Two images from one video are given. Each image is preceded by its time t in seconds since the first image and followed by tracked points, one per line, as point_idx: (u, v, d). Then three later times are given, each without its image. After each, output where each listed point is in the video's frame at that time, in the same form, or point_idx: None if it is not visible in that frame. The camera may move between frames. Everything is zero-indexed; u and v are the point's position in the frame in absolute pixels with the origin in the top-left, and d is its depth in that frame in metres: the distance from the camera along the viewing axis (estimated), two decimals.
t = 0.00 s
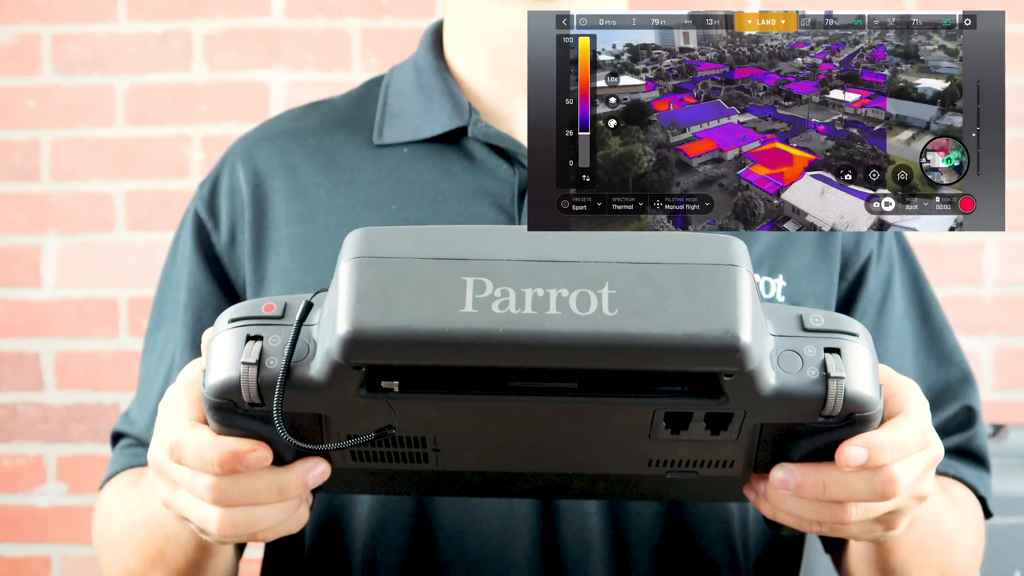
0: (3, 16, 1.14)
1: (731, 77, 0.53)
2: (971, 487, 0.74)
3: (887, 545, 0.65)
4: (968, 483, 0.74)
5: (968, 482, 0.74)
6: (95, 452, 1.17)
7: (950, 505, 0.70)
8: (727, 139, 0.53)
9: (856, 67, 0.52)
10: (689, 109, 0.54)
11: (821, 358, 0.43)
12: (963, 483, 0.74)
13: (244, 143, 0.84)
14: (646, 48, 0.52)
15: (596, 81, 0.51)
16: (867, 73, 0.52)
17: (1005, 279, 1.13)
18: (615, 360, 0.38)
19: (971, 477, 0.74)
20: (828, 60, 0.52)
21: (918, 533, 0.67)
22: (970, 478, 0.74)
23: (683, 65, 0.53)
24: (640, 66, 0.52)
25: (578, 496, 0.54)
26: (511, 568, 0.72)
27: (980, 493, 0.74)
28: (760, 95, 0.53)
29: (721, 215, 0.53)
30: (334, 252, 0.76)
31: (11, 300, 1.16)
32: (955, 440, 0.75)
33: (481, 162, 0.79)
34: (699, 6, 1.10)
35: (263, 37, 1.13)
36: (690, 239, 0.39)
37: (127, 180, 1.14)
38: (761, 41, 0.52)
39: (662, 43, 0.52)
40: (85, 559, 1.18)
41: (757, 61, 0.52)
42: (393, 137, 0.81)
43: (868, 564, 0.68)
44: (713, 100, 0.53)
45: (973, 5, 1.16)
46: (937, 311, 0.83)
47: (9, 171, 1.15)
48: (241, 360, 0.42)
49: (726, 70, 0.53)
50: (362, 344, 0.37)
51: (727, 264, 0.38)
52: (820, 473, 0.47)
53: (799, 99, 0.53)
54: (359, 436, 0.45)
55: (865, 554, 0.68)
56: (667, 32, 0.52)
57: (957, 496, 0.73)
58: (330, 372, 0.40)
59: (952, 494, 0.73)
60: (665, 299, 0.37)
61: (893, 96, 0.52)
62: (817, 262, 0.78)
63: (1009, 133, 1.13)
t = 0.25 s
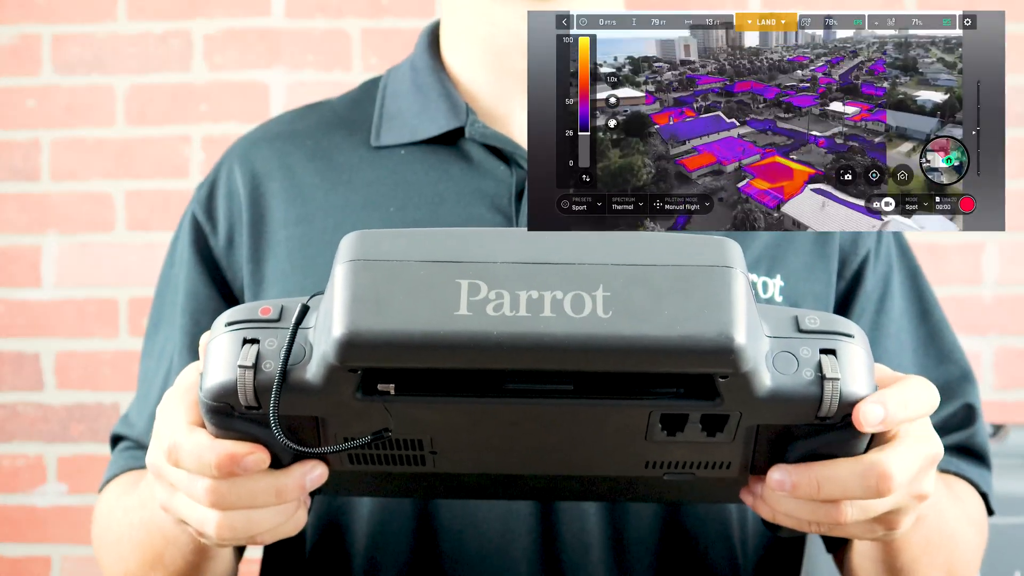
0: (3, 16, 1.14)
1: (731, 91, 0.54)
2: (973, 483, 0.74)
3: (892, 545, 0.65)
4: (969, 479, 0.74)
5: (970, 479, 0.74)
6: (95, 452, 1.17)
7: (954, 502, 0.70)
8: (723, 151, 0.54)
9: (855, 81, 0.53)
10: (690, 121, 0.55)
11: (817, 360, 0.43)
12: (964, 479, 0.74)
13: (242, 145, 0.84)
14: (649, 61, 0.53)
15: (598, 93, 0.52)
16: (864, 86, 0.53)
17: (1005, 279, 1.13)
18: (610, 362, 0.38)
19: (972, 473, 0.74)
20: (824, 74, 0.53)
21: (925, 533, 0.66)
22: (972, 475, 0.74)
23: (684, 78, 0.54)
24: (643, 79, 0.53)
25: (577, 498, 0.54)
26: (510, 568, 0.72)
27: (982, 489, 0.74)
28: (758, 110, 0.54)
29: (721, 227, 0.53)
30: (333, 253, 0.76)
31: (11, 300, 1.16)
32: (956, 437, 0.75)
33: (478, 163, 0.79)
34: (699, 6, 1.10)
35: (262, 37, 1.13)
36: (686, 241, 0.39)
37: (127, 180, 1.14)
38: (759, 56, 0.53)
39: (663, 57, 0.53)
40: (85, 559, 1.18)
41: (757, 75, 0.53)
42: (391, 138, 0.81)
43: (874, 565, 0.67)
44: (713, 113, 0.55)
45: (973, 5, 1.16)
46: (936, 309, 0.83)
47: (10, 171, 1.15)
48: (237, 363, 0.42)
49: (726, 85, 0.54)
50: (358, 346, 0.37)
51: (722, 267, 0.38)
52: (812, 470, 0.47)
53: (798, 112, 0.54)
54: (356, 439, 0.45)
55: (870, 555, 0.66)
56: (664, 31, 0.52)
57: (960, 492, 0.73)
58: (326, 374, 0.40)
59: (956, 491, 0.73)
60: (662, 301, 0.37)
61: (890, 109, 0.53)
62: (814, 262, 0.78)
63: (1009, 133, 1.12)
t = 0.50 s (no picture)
0: (2, 15, 1.14)
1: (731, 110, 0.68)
2: (980, 483, 0.74)
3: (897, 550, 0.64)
4: (975, 477, 0.74)
5: (977, 478, 0.74)
6: (95, 452, 1.17)
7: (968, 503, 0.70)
8: (723, 172, 0.69)
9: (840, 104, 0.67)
10: (690, 139, 0.69)
11: (822, 370, 0.43)
12: (971, 479, 0.75)
13: (241, 147, 0.84)
14: (647, 80, 0.67)
15: (597, 110, 0.67)
16: (862, 108, 0.67)
17: (1005, 279, 1.13)
18: (618, 372, 0.38)
19: (977, 471, 0.75)
20: (824, 97, 0.67)
21: (944, 537, 0.66)
22: (978, 474, 0.74)
23: (684, 97, 0.68)
24: (641, 97, 0.67)
25: (581, 504, 0.54)
26: (511, 569, 0.72)
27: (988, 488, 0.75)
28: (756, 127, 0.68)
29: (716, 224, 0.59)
30: (336, 257, 0.76)
31: (11, 300, 1.15)
32: (961, 436, 0.76)
33: (478, 164, 0.79)
34: (699, 7, 1.10)
35: (262, 37, 1.13)
36: (694, 251, 0.39)
37: (127, 180, 1.14)
38: (761, 78, 0.67)
39: (665, 74, 0.67)
40: (85, 559, 1.18)
41: (757, 95, 0.67)
42: (390, 139, 0.81)
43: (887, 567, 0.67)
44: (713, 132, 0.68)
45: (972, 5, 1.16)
46: (938, 307, 0.83)
47: (9, 171, 1.15)
48: (246, 371, 0.42)
49: (726, 104, 0.68)
50: (369, 357, 0.37)
51: (731, 277, 0.38)
52: (814, 479, 0.47)
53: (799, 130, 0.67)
54: (364, 446, 0.45)
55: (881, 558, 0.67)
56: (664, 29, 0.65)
57: (971, 492, 0.73)
58: (336, 384, 0.40)
59: (968, 491, 0.73)
60: (671, 312, 0.37)
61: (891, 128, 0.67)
62: (815, 262, 0.78)
63: (1009, 133, 1.13)
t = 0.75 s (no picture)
0: (2, 15, 1.14)
1: (730, 142, 0.68)
2: (980, 484, 0.75)
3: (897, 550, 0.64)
4: (975, 478, 0.74)
5: (977, 479, 0.74)
6: (95, 452, 1.17)
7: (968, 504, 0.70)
8: (723, 206, 0.70)
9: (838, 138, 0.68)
10: (690, 170, 0.69)
11: (822, 372, 0.43)
12: (972, 480, 0.75)
13: (242, 148, 0.84)
14: (647, 111, 0.68)
15: (597, 140, 0.67)
16: (862, 139, 0.69)
17: (1005, 279, 1.13)
18: (618, 373, 0.38)
19: (977, 472, 0.75)
20: (824, 130, 0.68)
21: (944, 539, 0.66)
22: (979, 475, 0.75)
23: (684, 128, 0.69)
24: (641, 127, 0.69)
25: (580, 506, 0.54)
26: (511, 568, 0.72)
27: (989, 488, 0.75)
28: (756, 159, 0.69)
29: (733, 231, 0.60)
30: (336, 258, 0.76)
31: (11, 300, 1.16)
32: (961, 437, 0.76)
33: (479, 165, 0.79)
34: (698, 7, 1.11)
35: (262, 37, 1.13)
36: (693, 253, 0.39)
37: (128, 181, 1.14)
38: (761, 110, 0.67)
39: (665, 106, 0.68)
40: (85, 559, 1.18)
41: (757, 127, 0.67)
42: (391, 140, 0.81)
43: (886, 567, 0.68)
44: (713, 164, 0.69)
45: (972, 6, 1.16)
46: (939, 309, 0.83)
47: (9, 171, 1.15)
48: (246, 372, 0.42)
49: (725, 136, 0.68)
50: (369, 358, 0.37)
51: (730, 279, 0.38)
52: (814, 479, 0.47)
53: (799, 162, 0.68)
54: (364, 447, 0.45)
55: (881, 557, 0.67)
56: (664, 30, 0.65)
57: (971, 494, 0.73)
58: (336, 384, 0.41)
59: (968, 494, 0.73)
60: (670, 313, 0.37)
61: (892, 159, 0.68)
62: (816, 263, 0.78)
63: (1009, 133, 1.13)
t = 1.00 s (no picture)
0: (2, 15, 1.14)
1: (730, 162, 0.69)
2: (981, 485, 0.75)
3: (898, 551, 0.64)
4: (977, 482, 0.75)
5: (977, 480, 0.75)
6: (95, 452, 1.17)
7: (968, 507, 0.70)
8: (721, 223, 0.71)
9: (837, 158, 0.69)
10: (689, 189, 0.70)
11: (824, 372, 0.43)
12: (973, 482, 0.75)
13: (244, 147, 0.84)
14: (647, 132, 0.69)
15: (597, 160, 0.67)
16: (862, 158, 0.68)
17: (1005, 279, 1.13)
18: (621, 369, 0.38)
19: (978, 475, 0.75)
20: (824, 148, 0.68)
21: (943, 541, 0.66)
22: (980, 478, 0.75)
23: (683, 147, 0.69)
24: (641, 147, 0.69)
25: (581, 506, 0.54)
26: (511, 568, 0.72)
27: (990, 492, 0.75)
28: (755, 178, 0.70)
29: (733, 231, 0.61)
30: (337, 257, 0.76)
31: (11, 300, 1.15)
32: (962, 439, 0.76)
33: (481, 165, 0.79)
34: (698, 7, 1.11)
35: (263, 37, 1.13)
36: (696, 249, 0.39)
37: (128, 180, 1.14)
38: (760, 130, 0.68)
39: (665, 126, 0.69)
40: (85, 559, 1.18)
41: (757, 147, 0.68)
42: (393, 140, 0.81)
43: (886, 568, 0.68)
44: (713, 183, 0.70)
45: (971, 6, 1.16)
46: (940, 310, 0.83)
47: (9, 172, 1.15)
48: (250, 364, 0.42)
49: (725, 155, 0.69)
50: (371, 350, 0.37)
51: (733, 274, 0.38)
52: (813, 479, 0.47)
53: (799, 181, 0.69)
54: (365, 442, 0.45)
55: (881, 559, 0.68)
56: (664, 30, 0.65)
57: (971, 496, 0.73)
58: (338, 378, 0.40)
59: (968, 494, 0.73)
60: (672, 308, 0.37)
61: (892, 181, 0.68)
62: (817, 264, 0.78)
63: (1008, 133, 1.13)
